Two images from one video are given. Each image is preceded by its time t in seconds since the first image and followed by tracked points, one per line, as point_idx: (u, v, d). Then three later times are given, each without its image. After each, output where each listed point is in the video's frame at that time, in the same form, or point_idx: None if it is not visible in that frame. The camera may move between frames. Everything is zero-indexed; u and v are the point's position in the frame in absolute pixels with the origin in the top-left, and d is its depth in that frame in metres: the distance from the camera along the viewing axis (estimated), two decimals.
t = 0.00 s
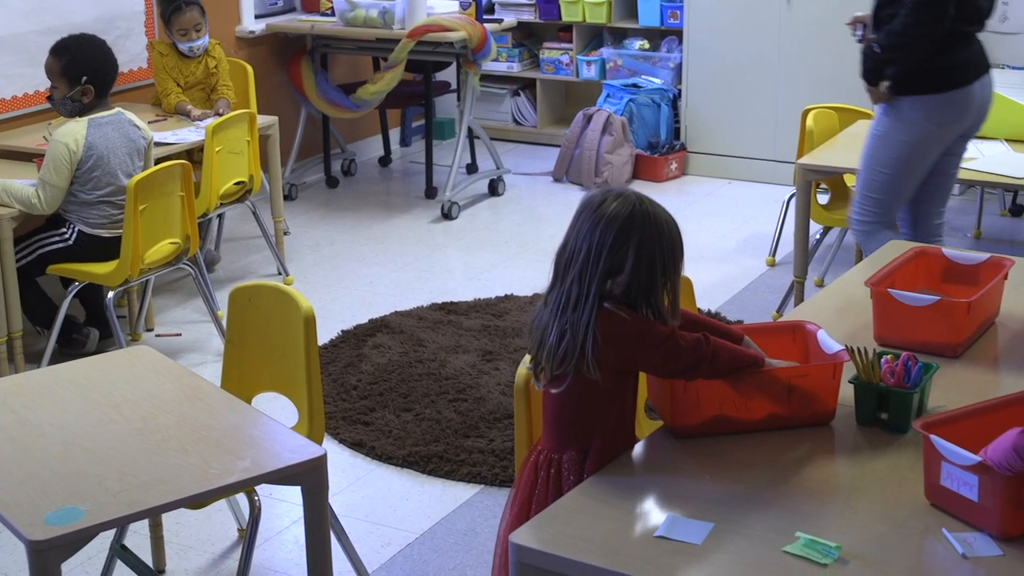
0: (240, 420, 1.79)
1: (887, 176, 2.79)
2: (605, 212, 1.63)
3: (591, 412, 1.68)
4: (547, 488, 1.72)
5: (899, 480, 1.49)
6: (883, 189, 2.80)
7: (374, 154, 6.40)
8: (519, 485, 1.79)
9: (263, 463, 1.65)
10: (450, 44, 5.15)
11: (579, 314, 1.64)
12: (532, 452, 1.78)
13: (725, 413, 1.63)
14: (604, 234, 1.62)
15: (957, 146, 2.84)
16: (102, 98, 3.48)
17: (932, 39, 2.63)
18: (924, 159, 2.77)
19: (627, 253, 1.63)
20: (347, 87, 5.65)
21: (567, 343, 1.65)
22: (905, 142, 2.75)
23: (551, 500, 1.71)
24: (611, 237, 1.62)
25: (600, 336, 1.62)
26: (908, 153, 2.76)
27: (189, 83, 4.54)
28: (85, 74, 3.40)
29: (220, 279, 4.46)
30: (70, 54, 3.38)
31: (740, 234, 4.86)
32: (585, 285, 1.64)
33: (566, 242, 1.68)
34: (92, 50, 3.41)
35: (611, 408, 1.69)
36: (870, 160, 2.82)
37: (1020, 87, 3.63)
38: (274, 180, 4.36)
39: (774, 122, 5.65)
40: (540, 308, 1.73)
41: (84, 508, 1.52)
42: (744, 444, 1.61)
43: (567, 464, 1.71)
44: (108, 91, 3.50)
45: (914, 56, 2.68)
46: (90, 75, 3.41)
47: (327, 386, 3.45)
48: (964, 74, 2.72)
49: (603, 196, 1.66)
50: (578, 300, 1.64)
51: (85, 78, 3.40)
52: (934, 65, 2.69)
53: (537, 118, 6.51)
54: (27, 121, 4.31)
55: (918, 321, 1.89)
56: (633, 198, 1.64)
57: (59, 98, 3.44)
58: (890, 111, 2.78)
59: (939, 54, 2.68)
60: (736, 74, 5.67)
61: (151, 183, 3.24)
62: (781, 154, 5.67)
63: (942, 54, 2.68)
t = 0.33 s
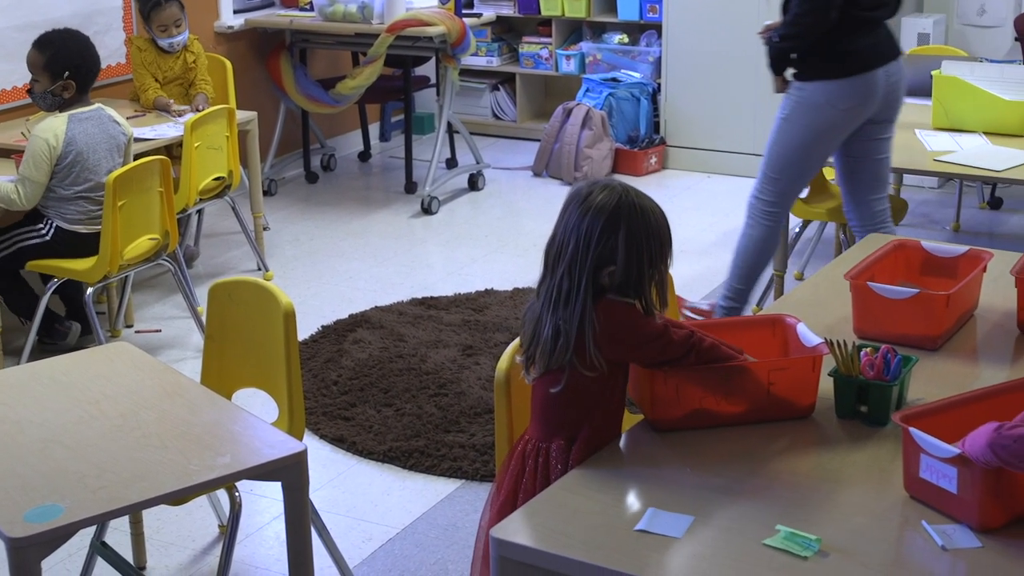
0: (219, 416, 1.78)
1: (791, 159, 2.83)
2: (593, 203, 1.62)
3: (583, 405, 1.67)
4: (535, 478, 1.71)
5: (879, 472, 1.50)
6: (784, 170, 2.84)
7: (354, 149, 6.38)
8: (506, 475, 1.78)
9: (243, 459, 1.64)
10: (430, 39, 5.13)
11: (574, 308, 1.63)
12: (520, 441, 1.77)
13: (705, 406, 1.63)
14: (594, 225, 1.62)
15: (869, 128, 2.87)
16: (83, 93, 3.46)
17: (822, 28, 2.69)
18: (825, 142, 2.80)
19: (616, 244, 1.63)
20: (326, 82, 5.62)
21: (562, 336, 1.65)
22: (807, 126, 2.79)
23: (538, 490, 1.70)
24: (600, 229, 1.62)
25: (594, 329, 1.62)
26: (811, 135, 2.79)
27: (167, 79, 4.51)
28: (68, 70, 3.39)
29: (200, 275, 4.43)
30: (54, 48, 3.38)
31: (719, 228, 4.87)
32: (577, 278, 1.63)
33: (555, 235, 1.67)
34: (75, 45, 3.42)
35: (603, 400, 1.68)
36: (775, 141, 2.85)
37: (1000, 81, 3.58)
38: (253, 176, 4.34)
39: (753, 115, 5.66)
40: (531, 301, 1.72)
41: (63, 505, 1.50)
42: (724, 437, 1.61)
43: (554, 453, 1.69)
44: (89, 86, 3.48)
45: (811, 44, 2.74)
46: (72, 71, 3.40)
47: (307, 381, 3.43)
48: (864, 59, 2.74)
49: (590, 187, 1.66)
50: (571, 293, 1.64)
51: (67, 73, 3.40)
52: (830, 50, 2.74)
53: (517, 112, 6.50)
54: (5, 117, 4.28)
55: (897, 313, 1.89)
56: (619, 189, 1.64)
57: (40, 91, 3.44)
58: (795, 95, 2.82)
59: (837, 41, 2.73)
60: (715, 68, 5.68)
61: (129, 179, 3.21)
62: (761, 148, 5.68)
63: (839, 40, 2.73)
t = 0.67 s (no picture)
0: (201, 413, 1.76)
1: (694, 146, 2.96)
2: (568, 198, 1.62)
3: (557, 399, 1.66)
4: (514, 476, 1.70)
5: (862, 466, 1.50)
6: (694, 159, 2.97)
7: (336, 145, 6.36)
8: (487, 473, 1.77)
9: (225, 455, 1.63)
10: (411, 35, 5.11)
11: (546, 303, 1.63)
12: (500, 439, 1.76)
13: (688, 401, 1.63)
14: (567, 220, 1.62)
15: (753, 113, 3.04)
16: (66, 90, 3.45)
17: (706, 29, 2.78)
18: (725, 127, 2.92)
19: (589, 239, 1.62)
20: (308, 78, 5.60)
21: (534, 332, 1.64)
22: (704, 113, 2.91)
23: (518, 488, 1.69)
24: (574, 224, 1.62)
25: (567, 325, 1.61)
26: (710, 124, 2.91)
27: (148, 75, 4.48)
28: (50, 66, 3.38)
29: (182, 272, 4.41)
30: (36, 44, 3.37)
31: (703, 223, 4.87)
32: (551, 273, 1.63)
33: (530, 230, 1.66)
34: (57, 40, 3.41)
35: (578, 396, 1.67)
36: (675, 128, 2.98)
37: (981, 74, 3.63)
38: (236, 172, 4.32)
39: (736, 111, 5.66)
40: (505, 297, 1.72)
41: (45, 503, 1.49)
42: (707, 431, 1.61)
43: (533, 450, 1.68)
44: (72, 84, 3.48)
45: (699, 40, 2.83)
46: (55, 67, 3.39)
47: (290, 378, 3.42)
48: (750, 45, 2.86)
49: (566, 182, 1.66)
50: (544, 289, 1.63)
51: (50, 69, 3.39)
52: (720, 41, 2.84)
53: (499, 108, 6.50)
54: None
55: (879, 308, 1.90)
56: (595, 185, 1.64)
57: (22, 89, 3.43)
58: (685, 85, 2.93)
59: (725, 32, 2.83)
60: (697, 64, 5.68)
61: (111, 175, 3.19)
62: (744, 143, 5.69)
63: (721, 36, 2.83)
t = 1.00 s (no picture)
0: (184, 411, 1.75)
1: (635, 132, 3.08)
2: (537, 195, 1.61)
3: (531, 399, 1.65)
4: (494, 476, 1.69)
5: (845, 461, 1.50)
6: (639, 148, 3.10)
7: (318, 142, 6.34)
8: (467, 473, 1.75)
9: (208, 454, 1.62)
10: (394, 31, 5.10)
11: (516, 303, 1.61)
12: (479, 438, 1.75)
13: (671, 397, 1.63)
14: (535, 218, 1.60)
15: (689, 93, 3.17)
16: (45, 87, 3.42)
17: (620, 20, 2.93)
18: (661, 110, 3.06)
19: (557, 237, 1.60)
20: (290, 75, 5.57)
21: (505, 332, 1.62)
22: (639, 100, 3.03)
23: (497, 488, 1.68)
24: (541, 223, 1.60)
25: (538, 325, 1.60)
26: (648, 109, 3.04)
27: (129, 72, 4.45)
28: (30, 63, 3.35)
29: (164, 270, 4.39)
30: (15, 42, 3.34)
31: (686, 218, 4.88)
32: (520, 272, 1.61)
33: (498, 229, 1.65)
34: (36, 38, 3.38)
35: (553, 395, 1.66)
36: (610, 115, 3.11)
37: (963, 70, 3.62)
38: (217, 169, 4.29)
39: (719, 106, 5.67)
40: (477, 297, 1.70)
41: (27, 502, 1.47)
42: (690, 427, 1.61)
43: (512, 450, 1.67)
44: (52, 81, 3.44)
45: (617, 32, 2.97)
46: (35, 65, 3.37)
47: (273, 375, 3.41)
48: (675, 32, 2.99)
49: (534, 179, 1.64)
50: (514, 289, 1.61)
51: (29, 67, 3.36)
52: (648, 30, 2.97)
53: (482, 104, 6.49)
54: None
55: (862, 303, 1.90)
56: (562, 182, 1.63)
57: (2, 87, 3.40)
58: (614, 78, 3.06)
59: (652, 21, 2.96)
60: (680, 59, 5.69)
61: (92, 173, 3.16)
62: (727, 138, 5.70)
63: (644, 25, 2.96)
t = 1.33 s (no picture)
0: (168, 410, 1.74)
1: (527, 124, 3.24)
2: (514, 191, 1.61)
3: (516, 397, 1.64)
4: (478, 473, 1.68)
5: (829, 457, 1.50)
6: (528, 138, 3.25)
7: (302, 139, 6.32)
8: (451, 471, 1.75)
9: (192, 452, 1.61)
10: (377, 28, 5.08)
11: (499, 303, 1.61)
12: (464, 436, 1.74)
13: (655, 394, 1.63)
14: (514, 215, 1.60)
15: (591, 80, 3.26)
16: (24, 84, 3.41)
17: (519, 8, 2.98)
18: (552, 106, 3.21)
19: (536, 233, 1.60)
20: (273, 72, 5.55)
21: (489, 332, 1.62)
22: (534, 96, 3.17)
23: (482, 485, 1.67)
24: (520, 219, 1.60)
25: (521, 324, 1.60)
26: (539, 103, 3.19)
27: (111, 70, 4.42)
28: (4, 61, 3.34)
29: (147, 268, 4.36)
30: None
31: (669, 215, 4.88)
32: (501, 270, 1.61)
33: (477, 227, 1.64)
34: (10, 36, 3.37)
35: (539, 393, 1.65)
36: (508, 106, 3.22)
37: (946, 66, 3.64)
38: (200, 167, 4.27)
39: (703, 102, 5.68)
40: (459, 296, 1.69)
41: (10, 502, 1.46)
42: (674, 424, 1.61)
43: (496, 448, 1.66)
44: (30, 78, 3.43)
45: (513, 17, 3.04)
46: (9, 61, 3.35)
47: (256, 373, 3.39)
48: (573, 29, 3.09)
49: (511, 176, 1.64)
50: (495, 288, 1.61)
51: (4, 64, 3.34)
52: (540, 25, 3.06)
53: (465, 101, 6.49)
54: None
55: (846, 299, 1.90)
56: (540, 177, 1.62)
57: None
58: (515, 66, 3.16)
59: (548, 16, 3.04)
60: (664, 56, 5.69)
61: (75, 171, 3.14)
62: (711, 135, 5.70)
63: (542, 16, 3.03)
